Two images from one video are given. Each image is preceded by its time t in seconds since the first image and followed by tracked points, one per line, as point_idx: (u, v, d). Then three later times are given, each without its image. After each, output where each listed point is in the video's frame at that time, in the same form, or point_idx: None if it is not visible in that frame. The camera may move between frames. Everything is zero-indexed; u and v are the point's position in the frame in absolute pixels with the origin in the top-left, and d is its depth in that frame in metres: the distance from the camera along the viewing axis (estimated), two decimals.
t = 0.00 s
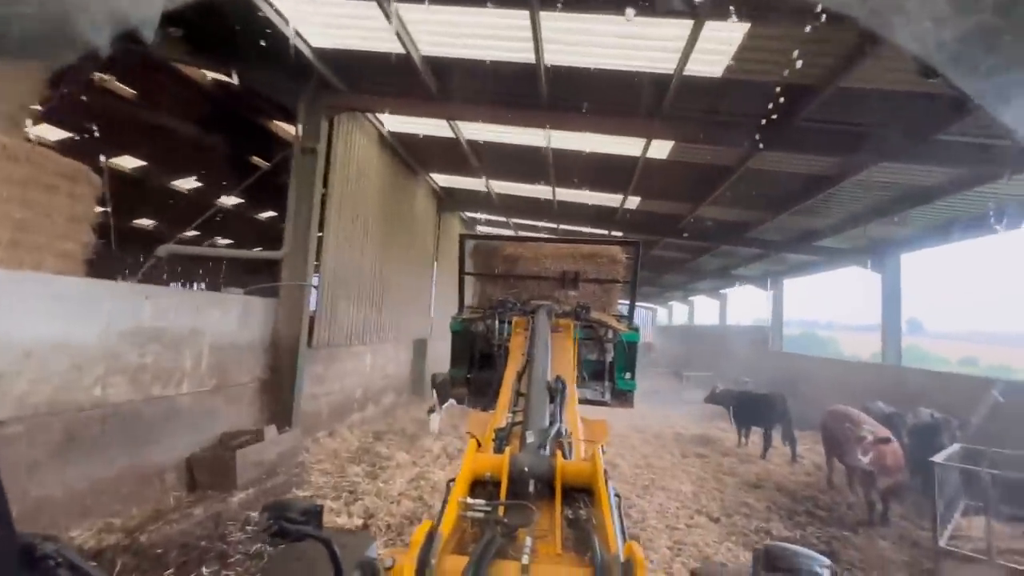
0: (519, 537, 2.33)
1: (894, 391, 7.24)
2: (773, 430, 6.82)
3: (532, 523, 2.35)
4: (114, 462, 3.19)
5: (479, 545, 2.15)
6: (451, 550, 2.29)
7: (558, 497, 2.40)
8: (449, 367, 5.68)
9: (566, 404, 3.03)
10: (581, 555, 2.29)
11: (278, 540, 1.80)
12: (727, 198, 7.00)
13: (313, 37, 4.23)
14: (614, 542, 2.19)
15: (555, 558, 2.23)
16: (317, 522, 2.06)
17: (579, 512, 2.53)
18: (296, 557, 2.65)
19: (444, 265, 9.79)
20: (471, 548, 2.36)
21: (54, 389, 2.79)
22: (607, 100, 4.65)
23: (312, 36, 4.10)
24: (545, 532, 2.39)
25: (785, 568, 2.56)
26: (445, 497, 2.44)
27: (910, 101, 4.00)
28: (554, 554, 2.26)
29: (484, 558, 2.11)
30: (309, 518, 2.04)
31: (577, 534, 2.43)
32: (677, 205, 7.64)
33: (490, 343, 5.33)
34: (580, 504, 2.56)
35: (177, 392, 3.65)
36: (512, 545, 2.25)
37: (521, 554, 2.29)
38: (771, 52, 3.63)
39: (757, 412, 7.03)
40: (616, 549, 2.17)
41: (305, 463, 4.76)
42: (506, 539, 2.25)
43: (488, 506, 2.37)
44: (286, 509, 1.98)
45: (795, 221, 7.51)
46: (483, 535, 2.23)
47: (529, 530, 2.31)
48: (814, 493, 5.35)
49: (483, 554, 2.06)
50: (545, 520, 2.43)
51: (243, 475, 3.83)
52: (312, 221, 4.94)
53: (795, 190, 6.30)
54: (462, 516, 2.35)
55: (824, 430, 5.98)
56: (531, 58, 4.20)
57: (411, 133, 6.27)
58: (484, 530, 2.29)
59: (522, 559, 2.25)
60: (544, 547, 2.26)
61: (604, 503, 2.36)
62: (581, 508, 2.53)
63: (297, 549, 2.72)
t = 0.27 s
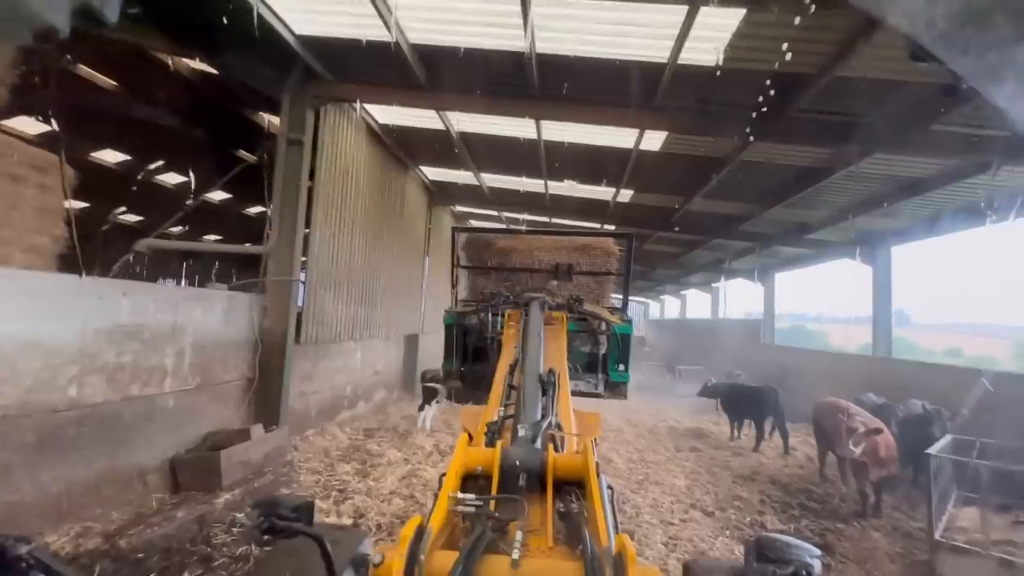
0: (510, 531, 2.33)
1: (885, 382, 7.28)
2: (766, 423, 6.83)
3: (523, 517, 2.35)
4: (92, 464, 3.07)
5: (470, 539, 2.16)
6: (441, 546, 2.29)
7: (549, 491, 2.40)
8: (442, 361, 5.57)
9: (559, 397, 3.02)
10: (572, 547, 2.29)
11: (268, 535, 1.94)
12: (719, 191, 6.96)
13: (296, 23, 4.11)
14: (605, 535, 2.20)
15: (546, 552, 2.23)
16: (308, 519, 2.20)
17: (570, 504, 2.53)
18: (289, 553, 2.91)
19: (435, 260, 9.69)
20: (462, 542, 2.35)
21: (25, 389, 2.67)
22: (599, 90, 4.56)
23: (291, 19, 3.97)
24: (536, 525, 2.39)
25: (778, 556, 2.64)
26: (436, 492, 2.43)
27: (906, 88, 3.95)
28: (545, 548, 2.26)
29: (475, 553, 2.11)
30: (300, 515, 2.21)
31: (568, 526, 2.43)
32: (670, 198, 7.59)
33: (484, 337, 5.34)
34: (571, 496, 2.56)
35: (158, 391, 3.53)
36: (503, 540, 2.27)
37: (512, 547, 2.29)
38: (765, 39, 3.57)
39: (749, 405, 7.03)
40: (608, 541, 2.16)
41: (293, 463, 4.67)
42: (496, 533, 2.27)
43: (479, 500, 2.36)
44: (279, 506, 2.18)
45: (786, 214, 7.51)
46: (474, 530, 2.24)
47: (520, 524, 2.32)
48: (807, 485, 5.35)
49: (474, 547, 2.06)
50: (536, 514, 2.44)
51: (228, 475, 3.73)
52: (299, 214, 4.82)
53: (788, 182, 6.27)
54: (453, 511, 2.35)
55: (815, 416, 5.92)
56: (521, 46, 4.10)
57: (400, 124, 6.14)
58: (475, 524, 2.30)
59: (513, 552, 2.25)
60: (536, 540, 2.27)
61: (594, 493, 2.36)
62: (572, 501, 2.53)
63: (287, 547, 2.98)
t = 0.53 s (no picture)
0: (508, 525, 2.32)
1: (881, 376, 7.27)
2: (762, 417, 6.79)
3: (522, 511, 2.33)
4: (72, 467, 2.97)
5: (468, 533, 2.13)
6: (438, 541, 2.27)
7: (547, 485, 2.39)
8: (439, 351, 5.51)
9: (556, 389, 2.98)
10: (571, 542, 2.27)
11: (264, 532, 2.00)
12: (716, 183, 6.88)
13: (280, 7, 4.02)
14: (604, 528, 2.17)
15: (545, 546, 2.22)
16: (305, 515, 2.32)
17: (569, 498, 2.51)
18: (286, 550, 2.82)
19: (429, 255, 9.58)
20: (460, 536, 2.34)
21: None
22: (595, 79, 4.45)
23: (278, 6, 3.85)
24: (535, 520, 2.37)
25: (778, 551, 2.56)
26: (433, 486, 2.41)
27: (909, 75, 3.87)
28: (544, 542, 2.25)
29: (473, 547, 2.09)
30: (298, 512, 2.33)
31: (567, 520, 2.41)
32: (665, 191, 7.52)
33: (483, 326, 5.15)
34: (570, 490, 2.54)
35: (142, 391, 3.42)
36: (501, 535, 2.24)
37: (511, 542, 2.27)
38: (765, 25, 3.48)
39: (745, 399, 6.99)
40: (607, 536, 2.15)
41: (284, 463, 4.56)
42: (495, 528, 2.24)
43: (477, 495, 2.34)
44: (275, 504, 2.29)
45: (782, 206, 7.45)
46: (472, 524, 2.22)
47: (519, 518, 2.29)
48: (806, 480, 5.32)
49: (472, 542, 2.03)
50: (535, 508, 2.42)
51: (216, 477, 3.62)
52: (287, 208, 4.69)
53: (785, 173, 6.20)
54: (450, 506, 2.32)
55: (812, 412, 5.93)
56: (515, 33, 3.98)
57: (392, 115, 6.02)
58: (473, 519, 2.28)
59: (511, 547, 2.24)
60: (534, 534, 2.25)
61: (593, 487, 2.34)
62: (571, 494, 2.51)
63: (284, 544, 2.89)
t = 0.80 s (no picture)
0: (504, 521, 2.26)
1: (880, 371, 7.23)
2: (761, 414, 6.74)
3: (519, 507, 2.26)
4: (50, 474, 2.85)
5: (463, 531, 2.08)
6: (432, 539, 2.22)
7: (545, 480, 2.33)
8: (439, 341, 5.61)
9: (554, 379, 2.92)
10: (569, 538, 2.22)
11: (259, 530, 1.82)
12: (713, 178, 6.80)
13: None
14: (603, 528, 2.11)
15: (542, 543, 2.17)
16: (300, 512, 2.11)
17: (567, 493, 2.45)
18: (282, 547, 2.87)
19: (424, 252, 9.46)
20: (455, 533, 2.28)
21: None
22: (591, 70, 4.36)
23: None
24: (532, 517, 2.31)
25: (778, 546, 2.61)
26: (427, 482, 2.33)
27: (913, 64, 3.79)
28: (541, 538, 2.20)
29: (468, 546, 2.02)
30: (293, 508, 2.13)
31: (565, 516, 2.36)
32: (661, 186, 7.44)
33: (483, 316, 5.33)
34: (568, 485, 2.48)
35: (124, 394, 3.29)
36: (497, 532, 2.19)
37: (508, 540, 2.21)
38: (765, 12, 3.39)
39: (743, 396, 6.93)
40: (605, 534, 2.09)
41: (275, 465, 4.45)
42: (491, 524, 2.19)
43: (473, 491, 2.27)
44: (269, 499, 2.04)
45: (779, 201, 7.39)
46: (467, 522, 2.16)
47: (515, 515, 2.24)
48: (805, 477, 5.27)
49: (465, 542, 1.98)
50: (532, 505, 2.36)
51: (204, 481, 3.51)
52: (276, 203, 4.56)
53: (783, 167, 6.14)
54: (445, 502, 2.26)
55: (812, 407, 5.99)
56: (508, 22, 3.88)
57: (385, 108, 5.88)
58: (468, 516, 2.21)
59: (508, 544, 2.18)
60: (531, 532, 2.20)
61: (592, 482, 2.27)
62: (570, 490, 2.45)
63: (280, 541, 2.95)
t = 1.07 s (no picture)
0: (508, 514, 2.27)
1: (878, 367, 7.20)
2: (759, 411, 6.67)
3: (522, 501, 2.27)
4: (25, 482, 2.72)
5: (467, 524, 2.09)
6: (436, 533, 2.24)
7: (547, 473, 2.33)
8: (439, 337, 5.49)
9: (556, 372, 2.90)
10: (572, 531, 2.22)
11: (263, 525, 1.94)
12: (710, 173, 6.74)
13: None
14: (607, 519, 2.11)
15: (545, 536, 2.18)
16: (303, 508, 2.21)
17: (571, 485, 2.45)
18: (285, 542, 2.48)
19: (417, 250, 9.33)
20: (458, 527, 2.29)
21: None
22: (587, 62, 4.26)
23: None
24: (535, 510, 2.32)
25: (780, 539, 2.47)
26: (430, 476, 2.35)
27: (915, 55, 3.72)
28: (544, 531, 2.21)
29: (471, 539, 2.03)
30: (296, 505, 2.22)
31: (569, 508, 2.36)
32: (658, 182, 7.36)
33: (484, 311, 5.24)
34: (571, 477, 2.49)
35: (105, 397, 3.16)
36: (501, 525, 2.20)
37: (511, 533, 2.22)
38: (765, 1, 3.31)
39: (742, 393, 6.87)
40: (608, 526, 2.10)
41: (265, 469, 4.32)
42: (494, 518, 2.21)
43: (475, 484, 2.29)
44: (273, 496, 2.14)
45: (776, 197, 7.34)
46: (470, 515, 2.17)
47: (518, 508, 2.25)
48: (805, 475, 5.22)
49: (469, 535, 1.99)
50: (536, 498, 2.37)
51: (190, 487, 3.38)
52: (265, 198, 4.43)
53: (782, 161, 6.07)
54: (448, 496, 2.27)
55: (810, 402, 5.96)
56: (503, 12, 3.77)
57: (376, 102, 5.73)
58: (471, 510, 2.22)
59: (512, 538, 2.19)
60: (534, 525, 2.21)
61: (594, 475, 2.28)
62: (573, 482, 2.45)
63: (283, 536, 2.52)
